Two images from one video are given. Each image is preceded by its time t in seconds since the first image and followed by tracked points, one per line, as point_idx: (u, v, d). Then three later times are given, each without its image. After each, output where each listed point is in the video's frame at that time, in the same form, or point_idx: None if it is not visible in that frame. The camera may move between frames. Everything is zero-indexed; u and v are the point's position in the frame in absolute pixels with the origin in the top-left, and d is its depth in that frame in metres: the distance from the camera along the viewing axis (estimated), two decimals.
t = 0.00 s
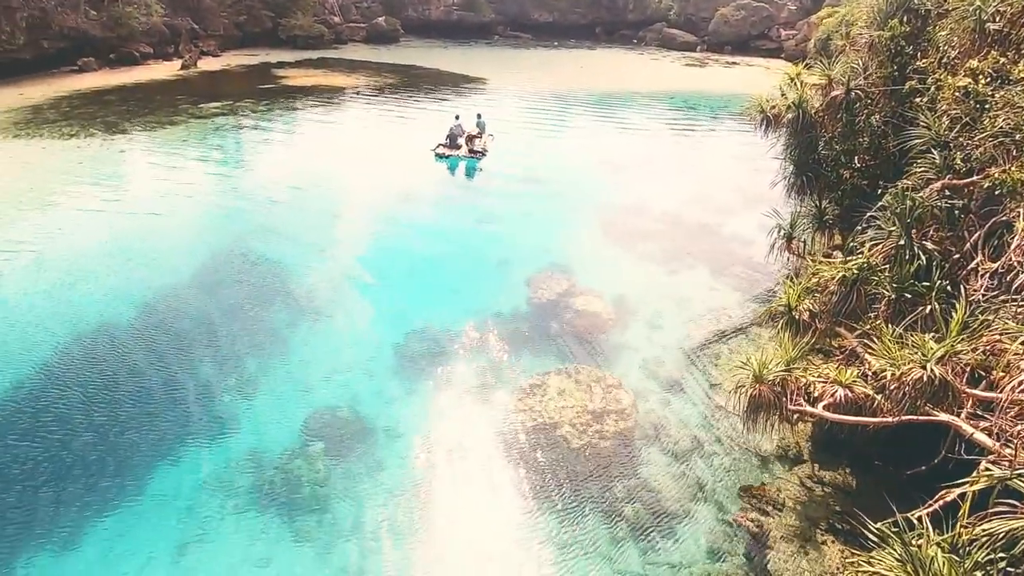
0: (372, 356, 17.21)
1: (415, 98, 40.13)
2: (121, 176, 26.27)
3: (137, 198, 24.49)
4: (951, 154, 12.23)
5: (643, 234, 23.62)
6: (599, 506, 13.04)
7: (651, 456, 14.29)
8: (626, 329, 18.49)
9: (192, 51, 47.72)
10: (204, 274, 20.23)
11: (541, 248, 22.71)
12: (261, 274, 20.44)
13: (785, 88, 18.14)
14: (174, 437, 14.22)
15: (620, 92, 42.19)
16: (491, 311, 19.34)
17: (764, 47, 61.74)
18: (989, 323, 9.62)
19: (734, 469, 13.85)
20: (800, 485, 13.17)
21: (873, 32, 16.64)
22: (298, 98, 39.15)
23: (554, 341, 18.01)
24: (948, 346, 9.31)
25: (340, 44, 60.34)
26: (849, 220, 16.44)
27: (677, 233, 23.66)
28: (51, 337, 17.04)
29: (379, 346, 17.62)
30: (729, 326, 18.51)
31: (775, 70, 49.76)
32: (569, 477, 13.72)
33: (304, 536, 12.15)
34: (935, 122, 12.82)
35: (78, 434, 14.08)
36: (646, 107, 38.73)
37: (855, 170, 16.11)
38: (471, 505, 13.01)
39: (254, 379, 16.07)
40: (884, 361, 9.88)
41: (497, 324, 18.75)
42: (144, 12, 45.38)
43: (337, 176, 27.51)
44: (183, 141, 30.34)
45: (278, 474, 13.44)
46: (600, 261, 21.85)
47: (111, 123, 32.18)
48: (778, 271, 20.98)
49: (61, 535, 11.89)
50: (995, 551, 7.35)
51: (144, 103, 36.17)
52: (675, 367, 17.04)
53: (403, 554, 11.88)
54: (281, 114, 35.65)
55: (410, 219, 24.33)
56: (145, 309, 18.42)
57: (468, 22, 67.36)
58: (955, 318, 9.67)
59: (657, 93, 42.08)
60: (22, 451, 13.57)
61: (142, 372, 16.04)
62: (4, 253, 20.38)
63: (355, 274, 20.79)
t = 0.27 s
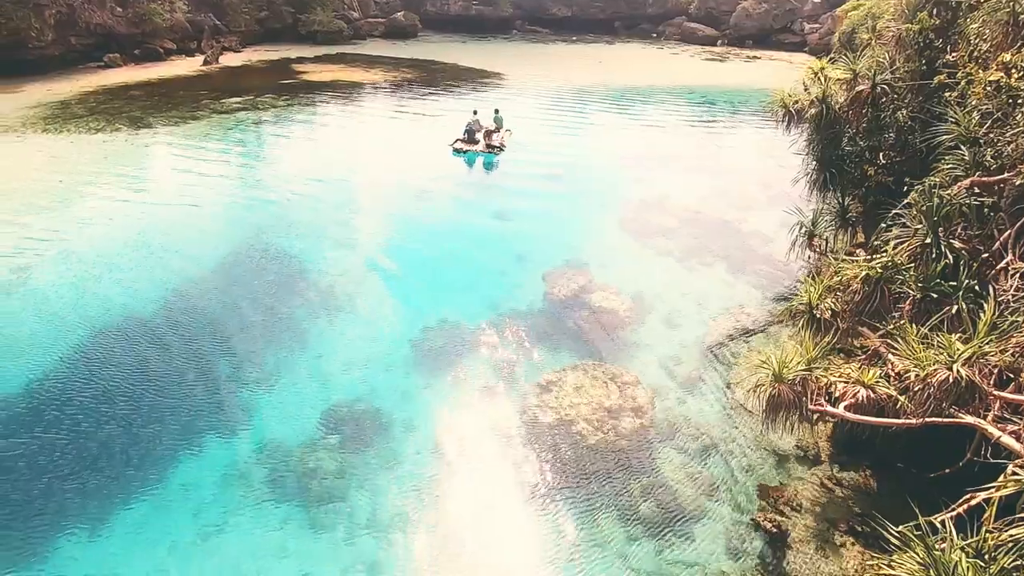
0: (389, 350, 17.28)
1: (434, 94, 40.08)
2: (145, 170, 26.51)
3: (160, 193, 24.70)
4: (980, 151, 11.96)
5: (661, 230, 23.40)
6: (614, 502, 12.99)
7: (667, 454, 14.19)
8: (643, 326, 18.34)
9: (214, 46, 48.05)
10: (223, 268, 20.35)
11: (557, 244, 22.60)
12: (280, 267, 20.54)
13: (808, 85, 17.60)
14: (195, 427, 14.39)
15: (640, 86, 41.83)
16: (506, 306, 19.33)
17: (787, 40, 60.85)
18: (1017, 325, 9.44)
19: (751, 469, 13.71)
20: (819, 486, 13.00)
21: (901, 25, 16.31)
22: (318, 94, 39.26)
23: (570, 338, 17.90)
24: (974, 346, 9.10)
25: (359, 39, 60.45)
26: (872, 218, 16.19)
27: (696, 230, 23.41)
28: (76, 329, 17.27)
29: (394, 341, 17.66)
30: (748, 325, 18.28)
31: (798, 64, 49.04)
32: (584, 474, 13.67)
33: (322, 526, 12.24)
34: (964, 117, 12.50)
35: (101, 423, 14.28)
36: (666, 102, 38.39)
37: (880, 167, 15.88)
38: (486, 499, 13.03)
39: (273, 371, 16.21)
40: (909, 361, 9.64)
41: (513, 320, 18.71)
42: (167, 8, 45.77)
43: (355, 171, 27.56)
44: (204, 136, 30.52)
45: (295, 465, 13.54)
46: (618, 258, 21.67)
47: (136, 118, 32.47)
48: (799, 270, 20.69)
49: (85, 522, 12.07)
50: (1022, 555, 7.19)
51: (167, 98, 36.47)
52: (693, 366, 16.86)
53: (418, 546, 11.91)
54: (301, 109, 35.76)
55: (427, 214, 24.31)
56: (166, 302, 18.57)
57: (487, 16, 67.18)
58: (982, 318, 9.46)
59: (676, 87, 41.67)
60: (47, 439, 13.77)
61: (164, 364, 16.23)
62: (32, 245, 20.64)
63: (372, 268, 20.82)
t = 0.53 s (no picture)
0: (410, 343, 17.39)
1: (458, 88, 39.99)
2: (177, 164, 26.81)
3: (190, 186, 24.94)
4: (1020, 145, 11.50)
5: (685, 225, 23.10)
6: (635, 500, 12.99)
7: (688, 452, 14.07)
8: (666, 322, 18.11)
9: (242, 42, 48.42)
10: (249, 261, 20.55)
11: (579, 238, 22.46)
12: (304, 260, 20.70)
13: (840, 77, 17.36)
14: (224, 417, 14.74)
15: (665, 80, 41.32)
16: (527, 299, 19.29)
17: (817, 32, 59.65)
18: None
19: (775, 469, 13.54)
20: (846, 487, 12.73)
21: (940, 14, 15.79)
22: (343, 88, 39.39)
23: (591, 334, 17.74)
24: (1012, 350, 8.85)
25: (384, 33, 60.54)
26: (906, 216, 15.67)
27: (721, 226, 23.07)
28: (109, 320, 17.68)
29: (415, 334, 17.72)
30: (774, 322, 17.97)
31: (828, 57, 48.05)
32: (604, 472, 13.65)
33: (343, 516, 12.48)
34: (1005, 110, 12.06)
35: (133, 412, 14.71)
36: (691, 95, 37.89)
37: (914, 162, 15.54)
38: (507, 496, 13.13)
39: (298, 364, 16.42)
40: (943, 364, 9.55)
41: (534, 315, 18.62)
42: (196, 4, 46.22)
43: (377, 165, 27.57)
44: (233, 131, 30.76)
45: (318, 458, 13.76)
46: (641, 253, 21.42)
47: (167, 113, 32.84)
48: (827, 267, 20.28)
49: (118, 506, 12.52)
50: None
51: (196, 93, 36.84)
52: (716, 363, 16.62)
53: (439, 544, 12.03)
54: (326, 104, 35.89)
55: (450, 208, 24.29)
56: (194, 295, 18.82)
57: (511, 10, 66.85)
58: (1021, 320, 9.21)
59: (703, 81, 41.09)
60: (82, 427, 14.22)
61: (193, 355, 16.58)
62: (68, 238, 21.03)
63: (394, 262, 20.88)
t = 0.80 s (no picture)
0: (439, 334, 17.45)
1: (491, 81, 39.79)
2: (218, 155, 27.14)
3: (229, 177, 25.24)
4: None
5: (721, 221, 22.63)
6: (663, 497, 12.84)
7: (719, 451, 13.80)
8: (699, 319, 17.75)
9: (280, 35, 48.88)
10: (284, 251, 20.77)
11: (610, 231, 22.19)
12: (337, 251, 20.85)
13: (889, 68, 16.68)
14: (259, 404, 15.09)
15: (702, 72, 40.55)
16: (556, 292, 19.15)
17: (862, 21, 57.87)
18: None
19: (809, 471, 13.18)
20: (885, 494, 12.31)
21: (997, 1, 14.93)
22: (378, 81, 39.50)
23: (620, 330, 17.46)
24: None
25: (419, 26, 60.54)
26: (955, 212, 15.50)
27: (758, 221, 22.54)
28: (150, 307, 18.13)
29: (444, 326, 17.76)
30: (811, 322, 17.47)
31: (874, 47, 46.58)
32: (631, 469, 13.51)
33: (373, 505, 12.72)
34: None
35: (172, 397, 15.13)
36: (729, 88, 37.11)
37: (964, 157, 15.06)
38: (533, 490, 13.10)
39: (328, 356, 16.58)
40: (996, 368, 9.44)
41: (564, 309, 18.43)
42: None
43: (409, 158, 27.59)
44: (270, 123, 31.05)
45: (352, 445, 14.07)
46: (673, 249, 21.05)
47: (208, 105, 33.30)
48: (868, 266, 19.66)
49: (157, 487, 12.98)
50: None
51: (235, 86, 37.30)
52: (750, 362, 16.23)
53: (465, 539, 12.08)
54: (361, 97, 36.01)
55: (481, 201, 24.19)
56: (231, 286, 19.11)
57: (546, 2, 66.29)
58: None
59: (741, 73, 40.20)
60: (123, 411, 14.67)
61: (230, 342, 16.97)
62: (114, 228, 21.48)
63: (424, 253, 20.90)
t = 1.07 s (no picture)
0: (471, 327, 17.41)
1: (529, 75, 39.45)
2: (262, 148, 27.40)
3: (271, 169, 25.45)
4: None
5: (761, 218, 22.04)
6: (695, 498, 12.55)
7: (754, 454, 13.41)
8: (735, 319, 17.30)
9: (321, 30, 49.23)
10: (322, 242, 20.89)
11: (646, 226, 21.84)
12: (371, 243, 20.90)
13: (947, 61, 16.00)
14: (296, 390, 15.35)
15: (745, 66, 39.57)
16: (589, 287, 18.92)
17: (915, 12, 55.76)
18: None
19: (848, 478, 12.73)
20: (929, 505, 11.78)
21: None
22: (417, 75, 39.50)
23: (654, 328, 17.10)
24: None
25: (457, 19, 60.39)
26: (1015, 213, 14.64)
27: (800, 219, 21.89)
28: (194, 294, 18.44)
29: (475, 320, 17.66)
30: (854, 324, 16.87)
31: (927, 39, 44.88)
32: (663, 468, 13.24)
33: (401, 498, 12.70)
34: None
35: (213, 383, 15.44)
36: (772, 82, 36.16)
37: None
38: (562, 488, 12.96)
39: (358, 347, 16.65)
40: None
41: (597, 305, 18.14)
42: None
43: (444, 151, 27.52)
44: (310, 117, 31.25)
45: (384, 434, 14.24)
46: (711, 246, 20.56)
47: (252, 100, 33.64)
48: (916, 268, 18.91)
49: (199, 470, 13.34)
50: None
51: (278, 81, 37.67)
52: (789, 363, 15.75)
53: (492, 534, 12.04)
54: (399, 91, 36.02)
55: (516, 194, 24.00)
56: (269, 276, 19.29)
57: None
58: None
59: (786, 66, 39.13)
60: (163, 399, 14.94)
61: (268, 329, 17.23)
62: (161, 219, 21.80)
63: (457, 246, 20.84)
